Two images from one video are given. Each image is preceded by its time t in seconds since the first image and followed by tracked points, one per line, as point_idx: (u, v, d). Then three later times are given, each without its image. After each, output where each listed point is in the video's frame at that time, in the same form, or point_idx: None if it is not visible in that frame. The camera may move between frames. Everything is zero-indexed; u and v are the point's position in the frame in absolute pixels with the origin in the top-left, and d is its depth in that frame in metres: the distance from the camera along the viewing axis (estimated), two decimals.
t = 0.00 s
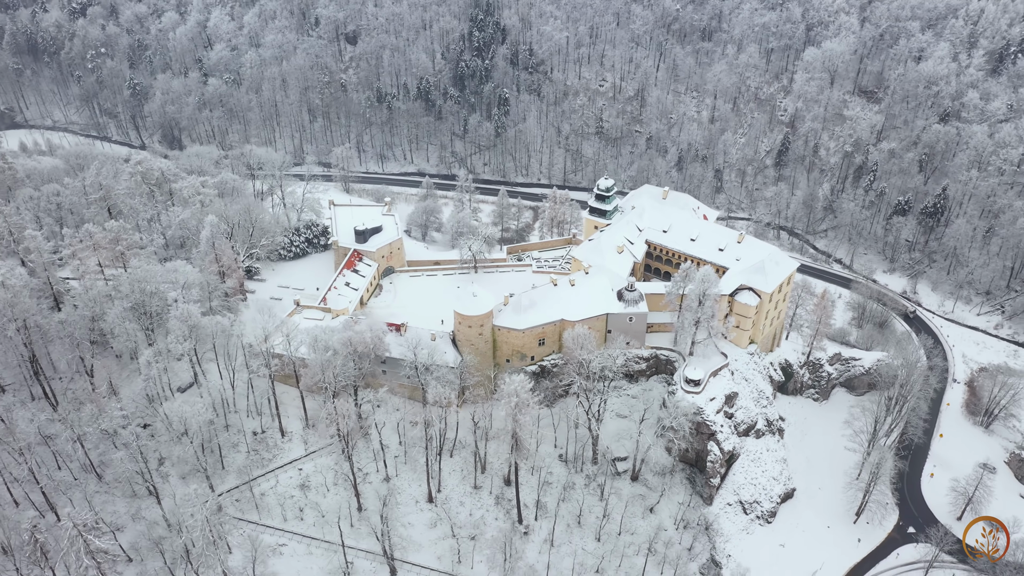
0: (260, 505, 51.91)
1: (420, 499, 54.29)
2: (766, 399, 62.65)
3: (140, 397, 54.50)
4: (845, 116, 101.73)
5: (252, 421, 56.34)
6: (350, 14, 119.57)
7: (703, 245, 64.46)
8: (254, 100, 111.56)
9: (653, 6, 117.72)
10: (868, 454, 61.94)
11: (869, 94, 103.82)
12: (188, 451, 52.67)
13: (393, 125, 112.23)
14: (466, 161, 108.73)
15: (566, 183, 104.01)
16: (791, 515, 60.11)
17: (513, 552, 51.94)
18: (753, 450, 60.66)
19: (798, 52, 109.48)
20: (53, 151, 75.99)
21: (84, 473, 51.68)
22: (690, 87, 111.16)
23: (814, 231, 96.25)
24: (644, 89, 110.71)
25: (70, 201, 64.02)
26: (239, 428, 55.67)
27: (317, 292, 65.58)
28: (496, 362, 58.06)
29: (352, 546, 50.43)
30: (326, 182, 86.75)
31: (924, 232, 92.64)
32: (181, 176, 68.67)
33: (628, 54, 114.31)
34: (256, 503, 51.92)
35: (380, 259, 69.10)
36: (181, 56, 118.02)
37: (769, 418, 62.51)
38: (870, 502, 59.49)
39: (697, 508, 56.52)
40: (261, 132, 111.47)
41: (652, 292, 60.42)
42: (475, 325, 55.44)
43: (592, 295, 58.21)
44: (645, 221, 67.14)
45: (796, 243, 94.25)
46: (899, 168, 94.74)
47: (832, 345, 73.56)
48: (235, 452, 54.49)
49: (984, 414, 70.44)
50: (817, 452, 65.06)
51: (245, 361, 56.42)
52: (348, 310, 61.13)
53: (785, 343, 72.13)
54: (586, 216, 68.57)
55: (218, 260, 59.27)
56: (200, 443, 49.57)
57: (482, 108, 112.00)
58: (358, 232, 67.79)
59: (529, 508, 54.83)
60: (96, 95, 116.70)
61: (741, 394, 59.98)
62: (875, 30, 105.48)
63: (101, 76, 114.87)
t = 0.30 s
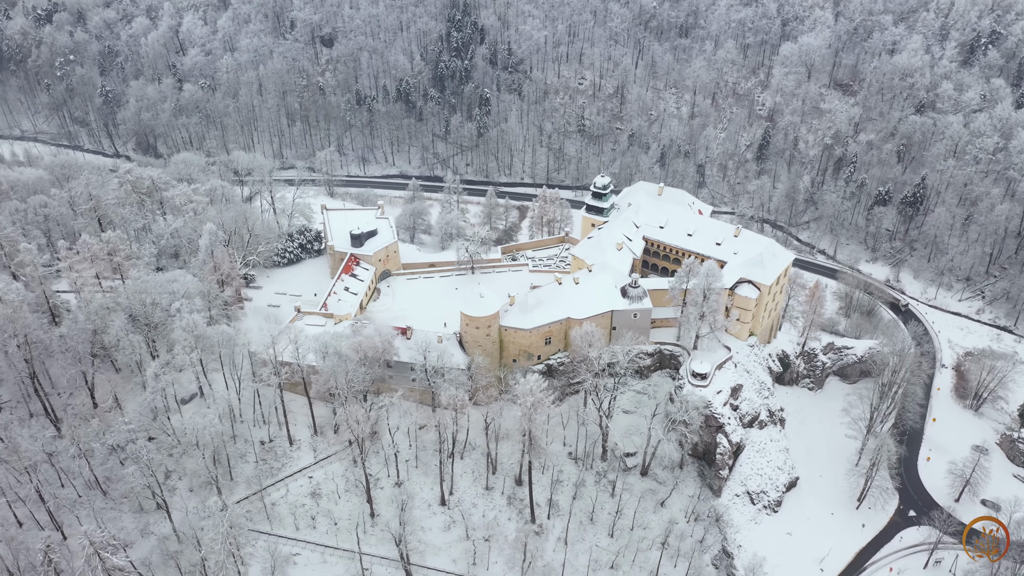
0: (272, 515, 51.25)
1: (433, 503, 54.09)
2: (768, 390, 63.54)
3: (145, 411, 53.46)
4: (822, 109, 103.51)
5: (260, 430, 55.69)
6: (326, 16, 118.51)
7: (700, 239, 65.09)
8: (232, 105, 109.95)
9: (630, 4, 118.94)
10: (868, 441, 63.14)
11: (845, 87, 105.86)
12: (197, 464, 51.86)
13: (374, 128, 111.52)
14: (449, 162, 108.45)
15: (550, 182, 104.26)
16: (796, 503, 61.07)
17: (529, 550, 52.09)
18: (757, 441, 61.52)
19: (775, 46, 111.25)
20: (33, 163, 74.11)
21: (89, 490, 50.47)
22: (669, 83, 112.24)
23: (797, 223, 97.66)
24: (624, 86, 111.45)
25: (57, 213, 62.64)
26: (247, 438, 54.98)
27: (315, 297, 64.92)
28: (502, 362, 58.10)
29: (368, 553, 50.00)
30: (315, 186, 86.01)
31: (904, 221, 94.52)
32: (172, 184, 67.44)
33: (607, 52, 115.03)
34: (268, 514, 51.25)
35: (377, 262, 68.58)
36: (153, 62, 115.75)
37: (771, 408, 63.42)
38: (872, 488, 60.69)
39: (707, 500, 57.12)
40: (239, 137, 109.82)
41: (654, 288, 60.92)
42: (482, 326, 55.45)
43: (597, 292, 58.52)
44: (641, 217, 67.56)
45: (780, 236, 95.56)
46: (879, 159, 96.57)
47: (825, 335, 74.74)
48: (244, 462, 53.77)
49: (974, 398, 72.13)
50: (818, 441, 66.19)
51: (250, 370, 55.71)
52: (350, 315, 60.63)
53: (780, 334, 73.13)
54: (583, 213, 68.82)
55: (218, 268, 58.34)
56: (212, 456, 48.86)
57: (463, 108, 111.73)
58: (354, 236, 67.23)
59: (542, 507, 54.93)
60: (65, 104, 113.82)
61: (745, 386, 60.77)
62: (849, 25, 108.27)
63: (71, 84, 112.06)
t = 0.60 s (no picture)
0: (285, 525, 50.63)
1: (446, 506, 53.88)
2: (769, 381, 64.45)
3: (152, 424, 52.48)
4: (799, 103, 105.34)
5: (267, 440, 55.00)
6: (302, 19, 117.46)
7: (697, 235, 65.68)
8: (209, 111, 108.15)
9: (608, 3, 120.50)
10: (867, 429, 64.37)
11: (820, 81, 107.92)
12: (207, 476, 51.06)
13: (355, 131, 110.69)
14: (432, 164, 108.02)
15: (533, 181, 104.39)
16: (800, 492, 61.98)
17: (544, 549, 52.18)
18: (761, 432, 62.32)
19: (752, 42, 113.15)
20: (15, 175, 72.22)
21: (96, 508, 49.37)
22: (648, 80, 113.25)
23: (780, 215, 98.98)
24: (603, 84, 112.18)
25: (47, 225, 61.21)
26: (255, 448, 54.26)
27: (313, 303, 64.25)
28: (509, 363, 57.99)
29: (387, 558, 49.62)
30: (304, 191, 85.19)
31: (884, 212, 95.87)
32: (163, 193, 66.29)
33: (586, 50, 115.79)
34: (281, 523, 50.61)
35: (375, 266, 68.14)
36: (126, 68, 113.42)
37: (773, 399, 64.29)
38: (873, 473, 61.88)
39: (716, 492, 57.72)
40: (217, 143, 108.07)
41: (656, 284, 61.38)
42: (490, 327, 55.28)
43: (601, 290, 58.71)
44: (638, 214, 67.96)
45: (764, 229, 96.78)
46: (858, 151, 98.42)
47: (817, 325, 75.98)
48: (253, 472, 53.07)
49: (963, 382, 73.86)
50: (817, 430, 67.30)
51: (256, 379, 55.04)
52: (353, 320, 60.15)
53: (775, 326, 74.19)
54: (580, 212, 69.03)
55: (218, 277, 57.47)
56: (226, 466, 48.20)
57: (445, 109, 111.49)
58: (350, 241, 66.69)
59: (554, 505, 55.04)
60: (34, 112, 110.80)
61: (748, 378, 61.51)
62: (824, 19, 110.61)
63: (41, 92, 109.18)
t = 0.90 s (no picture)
0: (299, 534, 50.08)
1: (460, 508, 53.72)
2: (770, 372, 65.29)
3: (160, 437, 51.70)
4: (778, 97, 106.88)
5: (277, 449, 54.35)
6: (278, 22, 116.12)
7: (694, 229, 66.29)
8: (187, 117, 106.37)
9: (586, 2, 121.26)
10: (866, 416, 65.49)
11: (798, 75, 109.72)
12: (218, 487, 50.35)
13: (336, 134, 109.70)
14: (415, 165, 107.47)
15: (517, 180, 104.40)
16: (805, 480, 62.89)
17: (561, 547, 52.26)
18: (765, 422, 63.10)
19: (731, 38, 114.81)
20: None
21: (106, 525, 48.39)
22: (627, 78, 114.01)
23: (763, 208, 100.15)
24: (583, 82, 112.67)
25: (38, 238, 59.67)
26: (264, 458, 53.59)
27: (313, 309, 63.58)
28: (517, 362, 58.04)
29: (405, 563, 49.36)
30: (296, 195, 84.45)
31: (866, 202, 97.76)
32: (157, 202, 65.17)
33: (565, 49, 116.24)
34: (295, 532, 50.05)
35: (374, 270, 67.68)
36: (99, 75, 111.02)
37: (774, 390, 65.12)
38: (874, 460, 63.10)
39: (724, 484, 58.31)
40: (196, 150, 106.34)
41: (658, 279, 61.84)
42: (498, 327, 55.30)
43: (605, 287, 58.98)
44: (634, 210, 68.41)
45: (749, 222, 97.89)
46: (838, 144, 100.16)
47: (810, 315, 77.17)
48: (265, 482, 52.42)
49: (952, 367, 75.55)
50: (817, 419, 68.36)
51: (264, 388, 54.41)
52: (358, 325, 59.66)
53: (770, 318, 75.16)
54: (578, 209, 69.20)
55: (219, 286, 56.15)
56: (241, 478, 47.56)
57: (427, 110, 111.12)
58: (348, 245, 66.10)
59: (567, 503, 55.19)
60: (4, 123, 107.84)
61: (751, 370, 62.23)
62: (800, 14, 112.98)
63: (11, 102, 106.44)
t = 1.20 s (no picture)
0: (314, 543, 49.53)
1: (474, 511, 53.53)
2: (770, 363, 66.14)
3: (169, 451, 50.79)
4: (756, 92, 108.42)
5: (287, 458, 53.68)
6: (254, 26, 114.71)
7: (690, 224, 66.88)
8: (164, 125, 104.50)
9: (563, 1, 121.87)
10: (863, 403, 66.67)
11: (774, 69, 111.49)
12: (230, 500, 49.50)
13: (317, 138, 108.72)
14: (398, 168, 106.90)
15: (501, 180, 104.44)
16: (808, 469, 63.86)
17: (576, 544, 52.54)
18: (767, 413, 63.91)
19: (708, 34, 116.62)
20: None
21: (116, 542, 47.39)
22: (606, 75, 114.73)
23: (746, 201, 101.36)
24: (562, 81, 113.16)
25: (28, 252, 58.15)
26: (275, 467, 52.94)
27: (313, 315, 62.99)
28: (524, 361, 58.08)
29: (425, 567, 49.13)
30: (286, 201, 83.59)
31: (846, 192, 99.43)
32: (151, 211, 63.97)
33: (544, 48, 116.70)
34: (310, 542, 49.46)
35: (372, 274, 67.25)
36: (70, 83, 108.45)
37: (774, 381, 65.97)
38: (873, 445, 64.31)
39: (732, 475, 59.03)
40: (174, 158, 104.54)
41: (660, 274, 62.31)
42: (507, 328, 55.29)
43: (609, 284, 59.26)
44: (631, 207, 68.84)
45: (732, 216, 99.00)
46: (817, 136, 101.93)
47: (801, 307, 78.51)
48: (277, 492, 51.79)
49: (941, 352, 77.24)
50: (816, 408, 69.49)
51: (272, 397, 53.86)
52: (362, 329, 59.23)
53: (764, 309, 76.19)
54: (575, 208, 69.39)
55: (223, 296, 55.31)
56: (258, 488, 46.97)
57: (408, 112, 110.70)
58: (346, 250, 65.62)
59: (579, 501, 55.41)
60: None
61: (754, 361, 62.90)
62: (774, 9, 114.91)
63: None
